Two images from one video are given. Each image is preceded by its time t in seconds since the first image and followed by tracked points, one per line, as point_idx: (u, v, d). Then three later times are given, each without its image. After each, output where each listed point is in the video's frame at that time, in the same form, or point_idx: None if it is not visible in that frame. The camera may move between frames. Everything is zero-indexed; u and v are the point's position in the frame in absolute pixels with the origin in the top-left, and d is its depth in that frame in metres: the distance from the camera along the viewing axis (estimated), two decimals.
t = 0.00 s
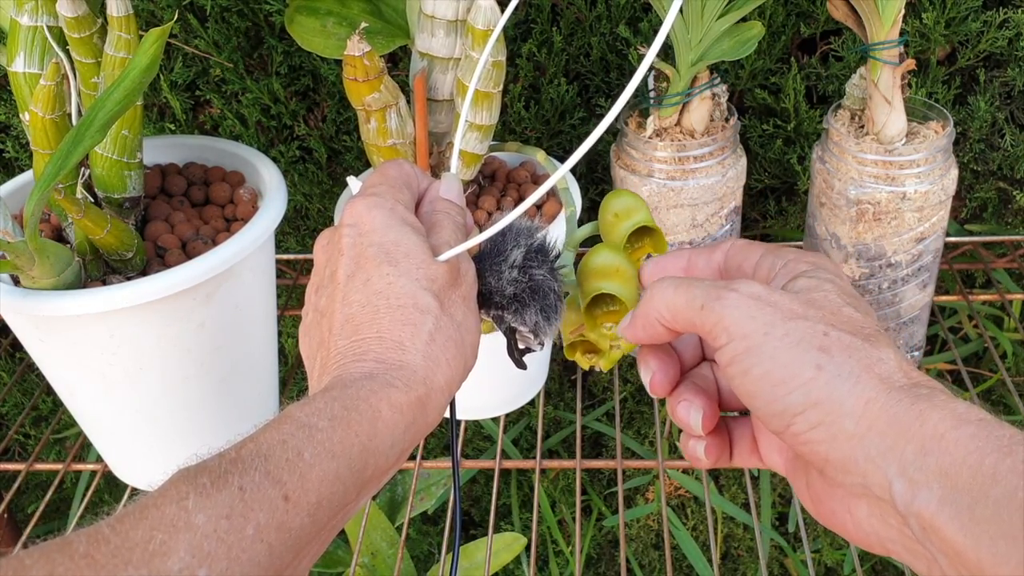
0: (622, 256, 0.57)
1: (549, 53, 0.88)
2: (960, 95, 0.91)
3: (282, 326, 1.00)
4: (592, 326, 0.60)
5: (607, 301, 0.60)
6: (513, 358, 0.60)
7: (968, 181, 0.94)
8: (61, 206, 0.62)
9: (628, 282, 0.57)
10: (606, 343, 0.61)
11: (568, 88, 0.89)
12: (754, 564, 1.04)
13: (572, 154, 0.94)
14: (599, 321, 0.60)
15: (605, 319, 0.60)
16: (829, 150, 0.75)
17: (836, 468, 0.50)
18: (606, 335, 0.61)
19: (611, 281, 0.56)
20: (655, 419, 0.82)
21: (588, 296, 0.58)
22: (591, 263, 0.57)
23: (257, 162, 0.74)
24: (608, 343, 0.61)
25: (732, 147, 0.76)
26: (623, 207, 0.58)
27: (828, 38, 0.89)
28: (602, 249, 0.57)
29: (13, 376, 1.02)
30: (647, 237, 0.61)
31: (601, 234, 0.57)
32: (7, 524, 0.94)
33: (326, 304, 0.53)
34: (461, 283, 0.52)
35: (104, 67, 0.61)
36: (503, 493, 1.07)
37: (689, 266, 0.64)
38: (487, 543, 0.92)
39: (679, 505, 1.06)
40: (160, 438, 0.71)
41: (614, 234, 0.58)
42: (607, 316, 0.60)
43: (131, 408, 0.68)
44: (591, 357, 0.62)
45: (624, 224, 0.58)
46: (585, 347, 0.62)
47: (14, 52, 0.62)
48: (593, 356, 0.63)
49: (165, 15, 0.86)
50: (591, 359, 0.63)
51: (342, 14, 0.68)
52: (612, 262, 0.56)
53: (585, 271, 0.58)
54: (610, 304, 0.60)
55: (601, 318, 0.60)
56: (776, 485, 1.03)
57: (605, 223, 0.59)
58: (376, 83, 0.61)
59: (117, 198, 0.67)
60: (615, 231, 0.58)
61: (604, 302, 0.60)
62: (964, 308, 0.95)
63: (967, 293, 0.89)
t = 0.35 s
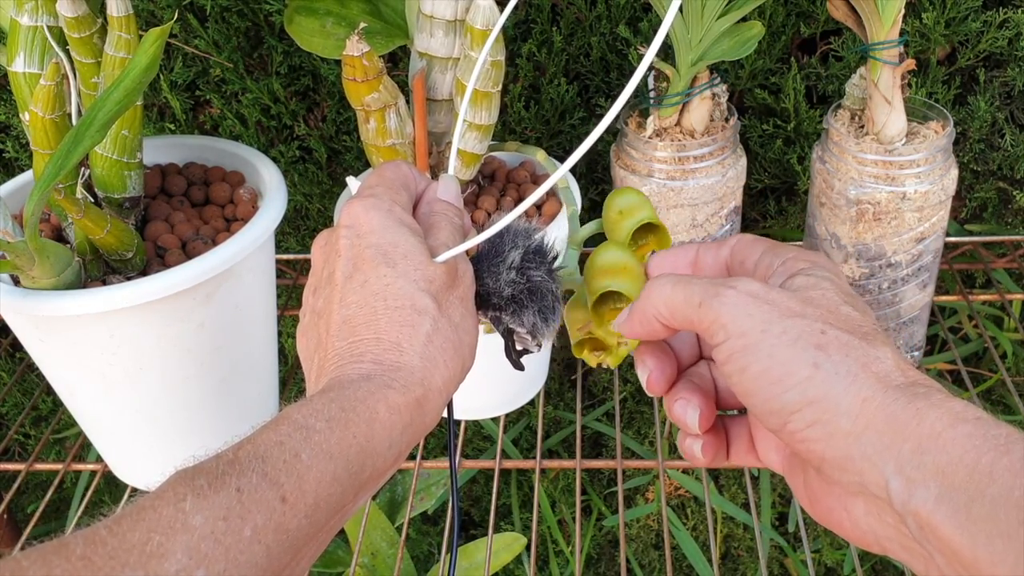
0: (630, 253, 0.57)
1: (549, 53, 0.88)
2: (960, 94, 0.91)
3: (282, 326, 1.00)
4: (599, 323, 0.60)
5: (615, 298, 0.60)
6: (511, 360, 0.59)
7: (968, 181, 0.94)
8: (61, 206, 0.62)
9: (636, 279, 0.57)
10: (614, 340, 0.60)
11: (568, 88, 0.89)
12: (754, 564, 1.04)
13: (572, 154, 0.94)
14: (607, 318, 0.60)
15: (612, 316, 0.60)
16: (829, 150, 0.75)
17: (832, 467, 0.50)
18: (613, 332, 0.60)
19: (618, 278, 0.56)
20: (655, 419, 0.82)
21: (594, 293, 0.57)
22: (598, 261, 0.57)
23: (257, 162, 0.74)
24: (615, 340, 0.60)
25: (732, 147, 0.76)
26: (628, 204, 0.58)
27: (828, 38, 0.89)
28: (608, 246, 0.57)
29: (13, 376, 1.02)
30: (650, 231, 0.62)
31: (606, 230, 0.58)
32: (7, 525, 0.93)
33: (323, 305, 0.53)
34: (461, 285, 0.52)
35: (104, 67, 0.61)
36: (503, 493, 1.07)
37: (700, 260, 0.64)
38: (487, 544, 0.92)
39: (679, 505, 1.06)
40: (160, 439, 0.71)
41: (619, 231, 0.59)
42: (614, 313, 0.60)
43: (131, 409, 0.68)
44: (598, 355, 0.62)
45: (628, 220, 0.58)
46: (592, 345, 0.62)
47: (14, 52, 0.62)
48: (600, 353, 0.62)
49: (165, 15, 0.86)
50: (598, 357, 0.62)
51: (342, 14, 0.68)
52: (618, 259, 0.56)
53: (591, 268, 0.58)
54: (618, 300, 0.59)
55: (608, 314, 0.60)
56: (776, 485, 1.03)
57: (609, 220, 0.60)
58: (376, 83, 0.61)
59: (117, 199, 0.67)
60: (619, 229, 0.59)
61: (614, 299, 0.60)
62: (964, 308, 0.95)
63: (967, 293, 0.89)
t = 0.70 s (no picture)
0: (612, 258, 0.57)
1: (549, 53, 0.88)
2: (960, 95, 0.91)
3: (282, 326, 1.00)
4: (581, 327, 0.60)
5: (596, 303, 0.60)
6: (511, 357, 0.59)
7: (968, 181, 0.94)
8: (61, 206, 0.62)
9: (618, 285, 0.57)
10: (595, 345, 0.60)
11: (568, 88, 0.89)
12: (754, 564, 1.04)
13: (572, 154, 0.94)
14: (588, 323, 0.60)
15: (593, 321, 0.60)
16: (829, 150, 0.75)
17: (835, 462, 0.50)
18: (595, 336, 0.60)
19: (600, 283, 0.56)
20: (655, 419, 0.82)
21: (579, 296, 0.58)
22: (581, 265, 0.57)
23: (257, 162, 0.74)
24: (596, 344, 0.61)
25: (732, 147, 0.76)
26: (614, 210, 0.58)
27: (828, 39, 0.89)
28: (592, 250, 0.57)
29: (13, 376, 1.02)
30: (637, 240, 0.61)
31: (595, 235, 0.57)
32: (7, 524, 0.93)
33: (323, 303, 0.53)
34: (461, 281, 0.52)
35: (104, 67, 0.61)
36: (503, 493, 1.07)
37: (719, 254, 0.64)
38: (487, 543, 0.92)
39: (679, 505, 1.06)
40: (160, 438, 0.71)
41: (604, 237, 0.58)
42: (595, 318, 0.60)
43: (131, 408, 0.68)
44: (581, 359, 0.62)
45: (614, 227, 0.58)
46: (574, 348, 0.62)
47: (14, 52, 0.62)
48: (583, 357, 0.62)
49: (166, 15, 0.86)
50: (580, 361, 0.62)
51: (341, 14, 0.67)
52: (600, 263, 0.56)
53: (574, 271, 0.58)
54: (598, 305, 0.60)
55: (590, 319, 0.60)
56: (776, 485, 1.03)
57: (595, 224, 0.59)
58: (376, 83, 0.61)
59: (117, 199, 0.67)
60: (605, 235, 0.58)
61: (593, 304, 0.60)
62: (964, 308, 0.95)
63: (968, 293, 0.89)
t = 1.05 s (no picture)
0: (604, 260, 0.57)
1: (549, 53, 0.88)
2: (961, 94, 0.91)
3: (282, 326, 1.00)
4: (571, 330, 0.60)
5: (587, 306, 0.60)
6: (514, 361, 0.59)
7: (968, 181, 0.94)
8: (61, 206, 0.62)
9: (611, 287, 0.57)
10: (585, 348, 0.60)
11: (568, 88, 0.89)
12: (754, 564, 1.04)
13: (571, 154, 0.94)
14: (579, 326, 0.60)
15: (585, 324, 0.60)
16: (829, 150, 0.75)
17: (845, 470, 0.50)
18: (585, 339, 0.60)
19: (592, 285, 0.56)
20: (655, 419, 0.82)
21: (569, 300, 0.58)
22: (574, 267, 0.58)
23: (257, 162, 0.74)
24: (587, 348, 0.60)
25: (732, 147, 0.76)
26: (611, 213, 0.57)
27: (828, 39, 0.89)
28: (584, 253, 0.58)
29: (13, 376, 1.02)
30: (632, 243, 0.59)
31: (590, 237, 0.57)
32: (7, 524, 0.93)
33: (326, 306, 0.53)
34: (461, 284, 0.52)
35: (104, 67, 0.61)
36: (503, 493, 1.07)
37: (718, 265, 0.65)
38: (487, 543, 0.92)
39: (679, 505, 1.06)
40: (160, 438, 0.71)
41: (600, 240, 0.58)
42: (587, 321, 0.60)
43: (131, 408, 0.68)
44: (574, 361, 0.62)
45: (609, 230, 0.57)
46: (567, 350, 0.62)
47: (14, 52, 0.62)
48: (576, 360, 0.62)
49: (166, 15, 0.86)
50: (574, 363, 0.62)
51: (345, 13, 0.67)
52: (592, 266, 0.56)
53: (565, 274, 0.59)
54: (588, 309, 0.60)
55: (580, 323, 0.60)
56: (776, 485, 1.03)
57: (593, 226, 0.58)
58: (377, 83, 0.61)
59: (117, 199, 0.67)
60: (601, 238, 0.57)
61: (584, 306, 0.60)
62: (964, 308, 0.95)
63: (967, 292, 0.89)
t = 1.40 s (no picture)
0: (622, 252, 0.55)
1: (549, 53, 0.88)
2: (961, 94, 0.91)
3: (282, 326, 1.00)
4: (591, 322, 0.58)
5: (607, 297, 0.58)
6: (514, 358, 0.59)
7: (968, 181, 0.93)
8: (61, 206, 0.62)
9: (630, 277, 0.54)
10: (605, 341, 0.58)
11: (568, 88, 0.89)
12: (754, 564, 1.04)
13: (571, 154, 0.94)
14: (598, 317, 0.58)
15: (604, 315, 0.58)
16: (829, 150, 0.75)
17: (850, 480, 0.51)
18: (605, 330, 0.58)
19: (611, 276, 0.54)
20: (655, 419, 0.82)
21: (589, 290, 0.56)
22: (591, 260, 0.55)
23: (257, 162, 0.74)
24: (606, 339, 0.58)
25: (732, 147, 0.76)
26: (621, 205, 0.57)
27: (828, 39, 0.89)
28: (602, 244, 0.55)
29: (13, 376, 1.02)
30: (642, 235, 0.60)
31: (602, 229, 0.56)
32: (7, 524, 0.93)
33: (327, 303, 0.53)
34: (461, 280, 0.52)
35: (104, 67, 0.61)
36: (503, 493, 1.07)
37: (692, 272, 0.64)
38: (487, 543, 0.92)
39: (679, 505, 1.06)
40: (160, 438, 0.71)
41: (610, 232, 0.58)
42: (606, 312, 0.58)
43: (131, 408, 0.68)
44: (588, 355, 0.61)
45: (620, 222, 0.57)
46: (582, 344, 0.61)
47: (14, 52, 0.62)
48: (590, 354, 0.61)
49: (166, 15, 0.86)
50: (588, 357, 0.61)
51: (341, 14, 0.67)
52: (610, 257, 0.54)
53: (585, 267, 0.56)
54: (609, 300, 0.58)
55: (600, 314, 0.58)
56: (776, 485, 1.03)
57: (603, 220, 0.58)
58: (375, 83, 0.61)
59: (117, 199, 0.67)
60: (611, 230, 0.58)
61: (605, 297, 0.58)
62: (964, 308, 0.95)
63: (967, 292, 0.89)
